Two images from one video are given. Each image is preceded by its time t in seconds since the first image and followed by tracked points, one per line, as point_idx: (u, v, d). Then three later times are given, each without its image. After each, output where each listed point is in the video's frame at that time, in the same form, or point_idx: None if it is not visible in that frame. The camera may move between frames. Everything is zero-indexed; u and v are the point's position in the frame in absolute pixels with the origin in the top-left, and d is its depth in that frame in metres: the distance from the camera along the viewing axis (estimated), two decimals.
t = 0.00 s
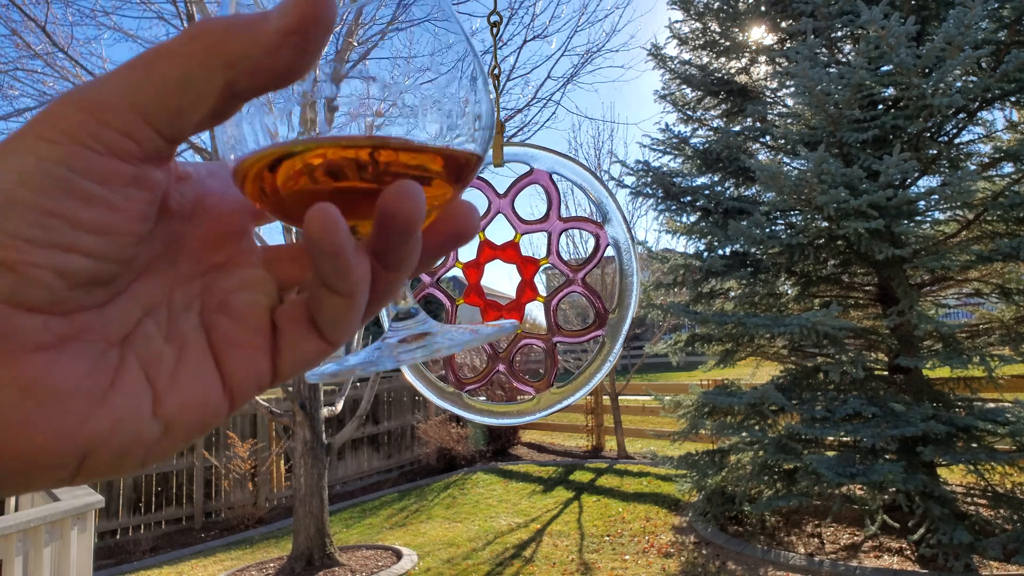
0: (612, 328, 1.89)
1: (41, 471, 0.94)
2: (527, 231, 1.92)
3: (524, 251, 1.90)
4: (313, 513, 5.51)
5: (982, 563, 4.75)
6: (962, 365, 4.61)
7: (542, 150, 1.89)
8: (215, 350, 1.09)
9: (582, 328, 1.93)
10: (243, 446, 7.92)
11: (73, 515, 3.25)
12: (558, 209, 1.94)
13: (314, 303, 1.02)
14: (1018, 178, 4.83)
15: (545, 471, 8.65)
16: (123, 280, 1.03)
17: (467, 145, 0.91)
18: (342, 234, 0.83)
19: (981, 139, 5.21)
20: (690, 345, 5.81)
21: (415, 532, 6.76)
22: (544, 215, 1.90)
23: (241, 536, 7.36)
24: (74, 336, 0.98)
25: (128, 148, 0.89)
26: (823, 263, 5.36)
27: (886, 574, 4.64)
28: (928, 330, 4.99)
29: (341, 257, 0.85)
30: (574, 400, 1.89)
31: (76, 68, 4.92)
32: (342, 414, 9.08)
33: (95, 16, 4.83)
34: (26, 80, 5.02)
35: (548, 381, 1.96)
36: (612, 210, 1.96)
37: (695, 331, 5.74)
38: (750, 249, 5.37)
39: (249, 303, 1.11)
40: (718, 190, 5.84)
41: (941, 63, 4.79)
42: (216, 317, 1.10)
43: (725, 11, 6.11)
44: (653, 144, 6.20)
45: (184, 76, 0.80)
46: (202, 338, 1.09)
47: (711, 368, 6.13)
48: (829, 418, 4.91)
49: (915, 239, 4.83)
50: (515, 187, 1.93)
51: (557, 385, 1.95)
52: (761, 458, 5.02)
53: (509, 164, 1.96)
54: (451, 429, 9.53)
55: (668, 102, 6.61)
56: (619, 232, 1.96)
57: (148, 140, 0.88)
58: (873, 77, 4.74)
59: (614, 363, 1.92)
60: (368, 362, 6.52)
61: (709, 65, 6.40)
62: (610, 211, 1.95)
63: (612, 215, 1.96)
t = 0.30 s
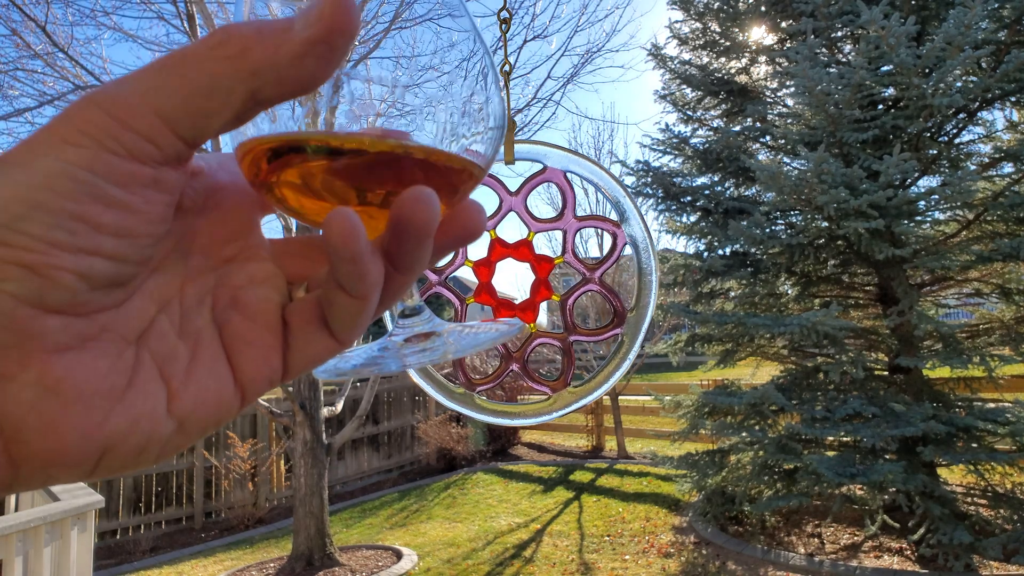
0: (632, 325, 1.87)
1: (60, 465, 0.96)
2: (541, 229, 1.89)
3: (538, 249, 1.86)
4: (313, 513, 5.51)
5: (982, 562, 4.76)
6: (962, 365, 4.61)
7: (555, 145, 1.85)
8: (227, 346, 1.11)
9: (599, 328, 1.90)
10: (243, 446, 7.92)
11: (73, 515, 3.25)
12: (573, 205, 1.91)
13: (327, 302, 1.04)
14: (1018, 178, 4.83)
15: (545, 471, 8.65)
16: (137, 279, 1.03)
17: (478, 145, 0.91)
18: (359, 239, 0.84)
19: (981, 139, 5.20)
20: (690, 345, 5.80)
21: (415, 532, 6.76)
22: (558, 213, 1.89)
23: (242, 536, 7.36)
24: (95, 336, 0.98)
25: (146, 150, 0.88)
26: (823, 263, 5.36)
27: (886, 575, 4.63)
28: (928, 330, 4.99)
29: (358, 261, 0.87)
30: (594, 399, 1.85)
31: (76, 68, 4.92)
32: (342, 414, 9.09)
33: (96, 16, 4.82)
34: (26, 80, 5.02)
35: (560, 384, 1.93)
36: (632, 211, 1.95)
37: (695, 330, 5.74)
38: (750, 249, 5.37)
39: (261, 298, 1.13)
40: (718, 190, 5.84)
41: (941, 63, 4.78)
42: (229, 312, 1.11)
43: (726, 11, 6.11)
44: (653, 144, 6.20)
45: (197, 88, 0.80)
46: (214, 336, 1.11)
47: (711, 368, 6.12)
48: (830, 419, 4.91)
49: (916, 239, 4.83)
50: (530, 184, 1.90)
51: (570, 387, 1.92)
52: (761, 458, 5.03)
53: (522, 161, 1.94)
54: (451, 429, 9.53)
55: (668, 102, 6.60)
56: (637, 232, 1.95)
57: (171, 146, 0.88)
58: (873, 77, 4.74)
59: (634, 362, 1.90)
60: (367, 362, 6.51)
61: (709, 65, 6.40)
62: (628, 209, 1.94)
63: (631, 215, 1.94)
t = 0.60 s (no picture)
0: (640, 324, 1.90)
1: None
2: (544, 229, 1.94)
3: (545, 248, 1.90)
4: (313, 513, 5.51)
5: (982, 562, 4.76)
6: (962, 365, 4.61)
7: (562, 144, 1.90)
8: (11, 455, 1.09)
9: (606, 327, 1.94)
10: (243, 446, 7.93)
11: (73, 515, 3.25)
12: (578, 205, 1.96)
13: (129, 388, 0.98)
14: (1018, 178, 4.83)
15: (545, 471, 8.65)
16: None
17: (316, 140, 1.01)
18: (135, 309, 0.79)
19: (981, 139, 5.21)
20: (690, 345, 5.80)
21: (415, 532, 6.76)
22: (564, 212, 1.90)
23: (242, 536, 7.36)
24: None
25: None
26: (823, 264, 5.36)
27: (886, 575, 4.63)
28: (928, 330, 4.99)
29: (137, 333, 0.81)
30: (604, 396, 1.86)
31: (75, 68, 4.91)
32: (342, 415, 9.09)
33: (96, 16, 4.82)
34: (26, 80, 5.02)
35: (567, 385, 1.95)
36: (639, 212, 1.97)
37: (695, 331, 5.74)
38: (750, 249, 5.37)
39: (60, 390, 1.11)
40: (718, 190, 5.84)
41: (941, 63, 4.78)
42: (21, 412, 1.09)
43: (725, 11, 6.11)
44: (653, 144, 6.20)
45: (48, 115, 0.86)
46: None
47: (711, 367, 6.12)
48: (829, 418, 4.91)
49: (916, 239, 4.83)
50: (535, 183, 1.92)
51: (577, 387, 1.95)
52: (761, 458, 5.03)
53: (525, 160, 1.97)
54: (451, 429, 9.52)
55: (668, 102, 6.61)
56: (643, 232, 1.96)
57: None
58: (873, 77, 4.74)
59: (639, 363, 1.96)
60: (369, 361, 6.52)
61: (709, 65, 6.40)
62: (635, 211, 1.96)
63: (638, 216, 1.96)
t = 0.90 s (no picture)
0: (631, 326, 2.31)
1: None
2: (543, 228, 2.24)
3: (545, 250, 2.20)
4: (313, 513, 5.51)
5: (982, 562, 4.76)
6: (962, 364, 4.61)
7: (560, 146, 2.33)
8: None
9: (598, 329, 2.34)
10: (243, 446, 7.93)
11: (73, 515, 3.25)
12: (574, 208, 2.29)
13: None
14: (1018, 178, 4.83)
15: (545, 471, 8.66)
16: None
17: None
18: None
19: (981, 139, 5.21)
20: (690, 345, 5.80)
21: (415, 532, 6.77)
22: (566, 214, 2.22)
23: (242, 536, 7.36)
24: None
25: None
26: (823, 264, 5.36)
27: (886, 574, 4.64)
28: (928, 330, 4.99)
29: None
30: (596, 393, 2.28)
31: (75, 67, 4.90)
32: (342, 415, 9.10)
33: (95, 16, 4.82)
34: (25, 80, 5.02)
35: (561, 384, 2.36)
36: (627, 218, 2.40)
37: (695, 330, 5.74)
38: (750, 249, 5.37)
39: None
40: (718, 190, 5.83)
41: (941, 63, 4.78)
42: None
43: (725, 10, 6.11)
44: (653, 144, 6.19)
45: None
46: None
47: (711, 367, 6.12)
48: (829, 418, 4.91)
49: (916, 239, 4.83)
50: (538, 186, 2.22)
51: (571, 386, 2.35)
52: (761, 458, 5.02)
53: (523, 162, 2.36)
54: (451, 429, 9.52)
55: (668, 102, 6.60)
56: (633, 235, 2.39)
57: None
58: (873, 77, 4.75)
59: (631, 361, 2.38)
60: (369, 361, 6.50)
61: (709, 65, 6.39)
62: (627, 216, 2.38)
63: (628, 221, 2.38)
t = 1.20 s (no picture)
0: (614, 329, 2.49)
1: None
2: (528, 231, 2.28)
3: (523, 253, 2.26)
4: (313, 513, 5.51)
5: (982, 562, 4.76)
6: (962, 364, 4.61)
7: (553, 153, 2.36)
8: None
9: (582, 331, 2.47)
10: (243, 446, 7.93)
11: (73, 515, 3.25)
12: (559, 212, 2.35)
13: None
14: (1018, 178, 4.82)
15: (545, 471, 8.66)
16: None
17: None
18: None
19: (981, 139, 5.21)
20: (690, 345, 5.79)
21: (415, 532, 6.77)
22: (549, 219, 2.28)
23: (242, 536, 7.35)
24: None
25: None
26: (823, 264, 5.36)
27: (886, 574, 4.64)
28: (928, 330, 4.99)
29: None
30: (580, 395, 2.43)
31: (75, 67, 4.90)
32: (342, 415, 9.10)
33: (95, 17, 4.81)
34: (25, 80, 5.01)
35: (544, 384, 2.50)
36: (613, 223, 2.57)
37: (695, 331, 5.73)
38: (750, 249, 5.37)
39: None
40: (718, 190, 5.83)
41: (941, 63, 4.78)
42: None
43: (725, 10, 6.10)
44: (653, 144, 6.19)
45: None
46: None
47: (711, 367, 6.12)
48: (830, 418, 4.91)
49: (916, 239, 4.83)
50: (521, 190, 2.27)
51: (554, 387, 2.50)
52: (761, 458, 5.02)
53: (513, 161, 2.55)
54: (451, 429, 9.53)
55: (668, 102, 6.61)
56: (615, 239, 2.57)
57: None
58: (873, 77, 4.75)
59: (613, 362, 2.49)
60: (369, 361, 6.50)
61: (709, 65, 6.39)
62: (610, 222, 2.57)
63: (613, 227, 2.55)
